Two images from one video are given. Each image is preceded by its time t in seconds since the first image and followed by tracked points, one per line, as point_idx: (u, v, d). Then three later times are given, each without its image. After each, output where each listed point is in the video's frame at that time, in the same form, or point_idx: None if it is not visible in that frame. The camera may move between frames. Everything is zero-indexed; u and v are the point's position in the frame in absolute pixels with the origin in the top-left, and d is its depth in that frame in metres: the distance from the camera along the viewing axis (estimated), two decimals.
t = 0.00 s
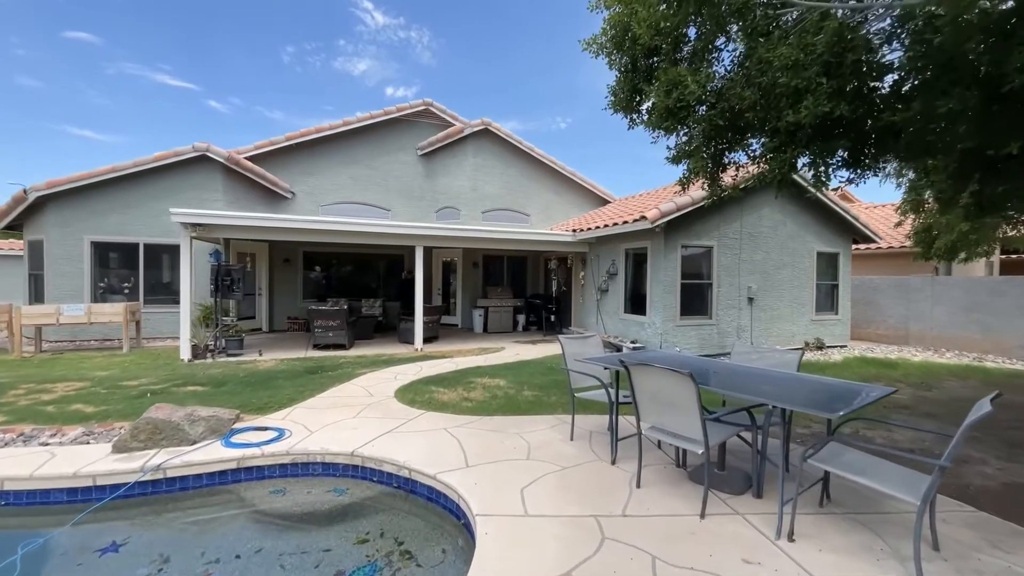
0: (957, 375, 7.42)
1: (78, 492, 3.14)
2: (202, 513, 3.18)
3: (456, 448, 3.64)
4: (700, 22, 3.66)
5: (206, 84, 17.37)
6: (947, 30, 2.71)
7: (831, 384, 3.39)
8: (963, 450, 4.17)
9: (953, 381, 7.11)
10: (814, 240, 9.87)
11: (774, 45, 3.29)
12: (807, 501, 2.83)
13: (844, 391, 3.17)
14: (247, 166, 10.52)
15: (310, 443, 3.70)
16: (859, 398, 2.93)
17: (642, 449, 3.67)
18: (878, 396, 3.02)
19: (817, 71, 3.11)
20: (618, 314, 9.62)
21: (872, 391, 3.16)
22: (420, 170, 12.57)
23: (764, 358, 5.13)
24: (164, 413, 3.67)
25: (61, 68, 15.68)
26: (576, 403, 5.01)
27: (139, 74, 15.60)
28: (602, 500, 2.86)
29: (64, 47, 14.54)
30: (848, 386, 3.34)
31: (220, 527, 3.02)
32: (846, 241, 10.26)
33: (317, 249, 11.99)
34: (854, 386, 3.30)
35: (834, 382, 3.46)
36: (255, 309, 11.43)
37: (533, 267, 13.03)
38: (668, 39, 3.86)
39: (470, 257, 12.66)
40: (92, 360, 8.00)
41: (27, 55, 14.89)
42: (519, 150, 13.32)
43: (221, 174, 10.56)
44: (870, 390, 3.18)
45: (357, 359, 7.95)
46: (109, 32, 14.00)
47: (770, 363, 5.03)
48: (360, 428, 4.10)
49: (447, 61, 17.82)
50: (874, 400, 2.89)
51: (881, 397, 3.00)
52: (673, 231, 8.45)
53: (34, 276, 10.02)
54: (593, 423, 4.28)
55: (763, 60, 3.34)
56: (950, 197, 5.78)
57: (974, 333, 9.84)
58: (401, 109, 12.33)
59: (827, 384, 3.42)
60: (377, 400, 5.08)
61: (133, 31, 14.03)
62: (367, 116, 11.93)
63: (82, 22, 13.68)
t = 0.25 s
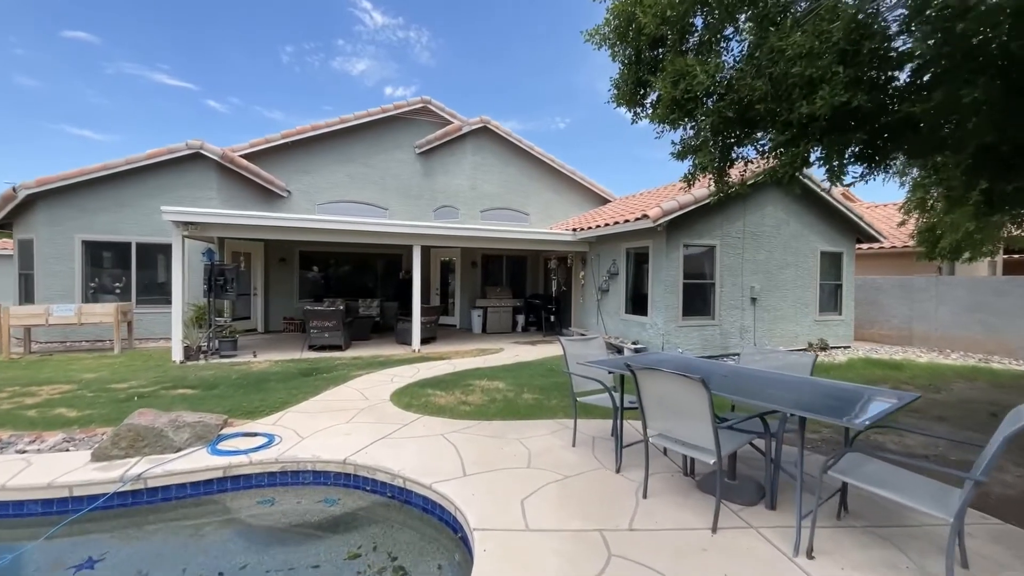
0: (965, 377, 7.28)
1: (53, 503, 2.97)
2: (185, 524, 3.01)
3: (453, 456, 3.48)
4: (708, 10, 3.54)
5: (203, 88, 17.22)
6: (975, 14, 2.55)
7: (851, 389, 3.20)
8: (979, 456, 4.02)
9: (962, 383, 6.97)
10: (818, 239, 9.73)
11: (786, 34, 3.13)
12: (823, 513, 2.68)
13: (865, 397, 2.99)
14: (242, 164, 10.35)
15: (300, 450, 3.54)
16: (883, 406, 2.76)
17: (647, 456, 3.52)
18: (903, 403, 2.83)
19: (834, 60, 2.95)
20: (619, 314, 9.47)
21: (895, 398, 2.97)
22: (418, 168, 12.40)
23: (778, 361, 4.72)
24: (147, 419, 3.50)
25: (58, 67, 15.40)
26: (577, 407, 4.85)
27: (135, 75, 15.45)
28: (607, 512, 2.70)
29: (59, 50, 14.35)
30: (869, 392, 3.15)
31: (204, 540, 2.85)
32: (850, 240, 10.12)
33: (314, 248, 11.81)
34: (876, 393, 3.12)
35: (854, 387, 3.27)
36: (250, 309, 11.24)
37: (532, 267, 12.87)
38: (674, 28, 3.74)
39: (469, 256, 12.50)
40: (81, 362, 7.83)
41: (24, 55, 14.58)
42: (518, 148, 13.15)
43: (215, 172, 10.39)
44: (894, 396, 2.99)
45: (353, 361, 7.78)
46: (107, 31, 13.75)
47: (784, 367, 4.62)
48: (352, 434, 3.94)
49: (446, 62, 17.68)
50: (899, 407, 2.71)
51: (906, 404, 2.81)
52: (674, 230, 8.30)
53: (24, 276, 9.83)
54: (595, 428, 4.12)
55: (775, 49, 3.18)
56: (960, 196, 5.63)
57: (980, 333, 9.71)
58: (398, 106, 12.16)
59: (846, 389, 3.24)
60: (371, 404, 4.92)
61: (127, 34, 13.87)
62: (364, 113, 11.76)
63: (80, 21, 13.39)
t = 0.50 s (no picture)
0: (972, 379, 7.15)
1: (30, 514, 2.82)
2: (168, 536, 2.85)
3: (450, 463, 3.34)
4: None
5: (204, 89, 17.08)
6: None
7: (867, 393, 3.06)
8: (995, 462, 3.89)
9: (970, 385, 6.85)
10: (821, 239, 9.61)
11: (798, 22, 2.99)
12: (839, 524, 2.55)
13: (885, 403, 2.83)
14: (237, 162, 10.21)
15: (291, 457, 3.40)
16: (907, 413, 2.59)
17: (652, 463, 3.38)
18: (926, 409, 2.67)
19: (849, 48, 2.81)
20: (620, 315, 9.33)
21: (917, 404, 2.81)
22: (416, 167, 12.25)
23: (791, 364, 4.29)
24: (131, 425, 3.35)
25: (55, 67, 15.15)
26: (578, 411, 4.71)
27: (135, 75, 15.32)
28: (612, 525, 2.56)
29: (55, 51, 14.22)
30: (887, 397, 3.00)
31: (187, 553, 2.69)
32: (853, 240, 10.00)
33: (310, 248, 11.66)
34: (895, 398, 2.96)
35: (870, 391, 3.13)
36: (246, 309, 11.09)
37: (532, 266, 12.74)
38: (679, 17, 3.61)
39: (468, 256, 12.36)
40: (72, 363, 7.67)
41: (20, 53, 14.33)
42: (518, 147, 13.02)
43: (210, 170, 10.23)
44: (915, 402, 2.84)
45: (349, 362, 7.63)
46: (106, 30, 13.57)
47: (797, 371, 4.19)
48: (346, 440, 3.79)
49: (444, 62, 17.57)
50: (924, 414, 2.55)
51: (931, 410, 2.65)
52: (676, 229, 8.17)
53: (15, 276, 9.65)
54: (597, 433, 3.98)
55: (785, 39, 3.05)
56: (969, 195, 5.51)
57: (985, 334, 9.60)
58: (396, 104, 12.02)
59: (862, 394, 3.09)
60: (366, 407, 4.77)
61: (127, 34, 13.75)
62: (361, 111, 11.61)
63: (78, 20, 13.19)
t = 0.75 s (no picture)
0: (981, 381, 7.03)
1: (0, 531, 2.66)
2: (148, 552, 2.69)
3: (448, 473, 3.19)
4: None
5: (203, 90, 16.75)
6: None
7: (881, 401, 2.92)
8: (1012, 469, 3.74)
9: (978, 387, 6.72)
10: (825, 238, 9.47)
11: (814, 9, 2.84)
12: (859, 540, 2.40)
13: (898, 411, 2.70)
14: (232, 160, 10.03)
15: (280, 466, 3.24)
16: (925, 422, 2.45)
17: (657, 473, 3.24)
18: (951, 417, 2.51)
19: (868, 37, 2.65)
20: (621, 316, 9.18)
21: (931, 411, 2.69)
22: (414, 166, 12.09)
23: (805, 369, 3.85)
24: (111, 434, 3.19)
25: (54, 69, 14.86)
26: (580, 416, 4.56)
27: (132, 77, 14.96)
28: (618, 542, 2.41)
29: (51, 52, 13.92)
30: (898, 403, 2.87)
31: (167, 570, 2.53)
32: (857, 240, 9.87)
33: (307, 248, 11.49)
34: (906, 404, 2.83)
35: (884, 398, 2.99)
36: (241, 310, 10.90)
37: (531, 267, 12.58)
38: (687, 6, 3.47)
39: (466, 256, 12.20)
40: (61, 366, 7.48)
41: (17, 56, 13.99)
42: (517, 146, 12.87)
43: (204, 168, 10.05)
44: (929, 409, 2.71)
45: (345, 365, 7.47)
46: (104, 29, 13.35)
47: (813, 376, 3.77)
48: (338, 448, 3.64)
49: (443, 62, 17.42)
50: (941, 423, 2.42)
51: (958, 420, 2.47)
52: (679, 228, 8.02)
53: (4, 277, 9.45)
54: (600, 440, 3.83)
55: (799, 27, 2.90)
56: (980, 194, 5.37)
57: (991, 335, 9.48)
58: (393, 102, 11.85)
59: (873, 400, 2.96)
60: (361, 412, 4.61)
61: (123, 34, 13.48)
62: (358, 109, 11.45)
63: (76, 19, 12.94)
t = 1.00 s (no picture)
0: (988, 383, 6.92)
1: None
2: (128, 568, 2.53)
3: (445, 482, 3.05)
4: None
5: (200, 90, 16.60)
6: None
7: (893, 405, 2.80)
8: None
9: (986, 389, 6.61)
10: (828, 238, 9.35)
11: None
12: (879, 555, 2.28)
13: (910, 417, 2.58)
14: (227, 158, 9.89)
15: (269, 475, 3.10)
16: (939, 430, 2.33)
17: (663, 482, 3.10)
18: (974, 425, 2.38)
19: (888, 25, 2.49)
20: (622, 316, 9.05)
21: (944, 417, 2.58)
22: (412, 164, 11.94)
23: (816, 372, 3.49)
24: (92, 442, 3.06)
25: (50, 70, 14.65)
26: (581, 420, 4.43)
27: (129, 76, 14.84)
28: (624, 558, 2.27)
29: (49, 52, 13.76)
30: (908, 409, 2.76)
31: None
32: (860, 239, 9.75)
33: (303, 247, 11.34)
34: (917, 409, 2.73)
35: (897, 403, 2.86)
36: (236, 311, 10.75)
37: (531, 266, 12.44)
38: None
39: (465, 255, 12.07)
40: (51, 368, 7.33)
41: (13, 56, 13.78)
42: (516, 144, 12.72)
43: (198, 167, 9.90)
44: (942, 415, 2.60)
45: (342, 367, 7.32)
46: (101, 28, 13.17)
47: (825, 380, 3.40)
48: (332, 455, 3.50)
49: (442, 61, 17.31)
50: (957, 431, 2.30)
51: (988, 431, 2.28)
52: (681, 228, 7.89)
53: None
54: (603, 447, 3.70)
55: (813, 17, 2.76)
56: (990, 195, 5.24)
57: (996, 336, 9.37)
58: (391, 100, 11.70)
59: (892, 407, 2.80)
60: (356, 417, 4.48)
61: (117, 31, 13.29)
62: (355, 107, 11.31)
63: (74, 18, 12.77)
